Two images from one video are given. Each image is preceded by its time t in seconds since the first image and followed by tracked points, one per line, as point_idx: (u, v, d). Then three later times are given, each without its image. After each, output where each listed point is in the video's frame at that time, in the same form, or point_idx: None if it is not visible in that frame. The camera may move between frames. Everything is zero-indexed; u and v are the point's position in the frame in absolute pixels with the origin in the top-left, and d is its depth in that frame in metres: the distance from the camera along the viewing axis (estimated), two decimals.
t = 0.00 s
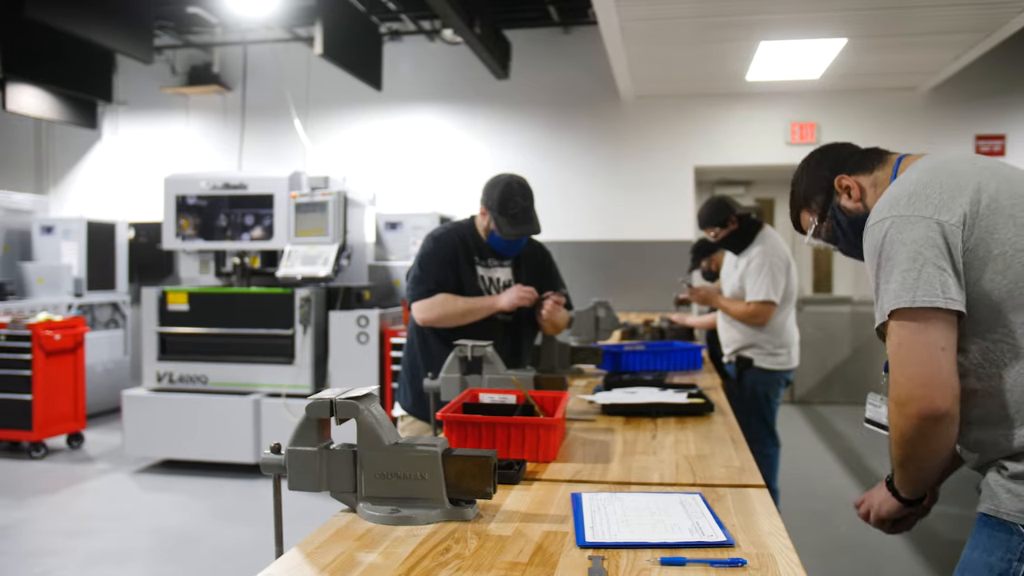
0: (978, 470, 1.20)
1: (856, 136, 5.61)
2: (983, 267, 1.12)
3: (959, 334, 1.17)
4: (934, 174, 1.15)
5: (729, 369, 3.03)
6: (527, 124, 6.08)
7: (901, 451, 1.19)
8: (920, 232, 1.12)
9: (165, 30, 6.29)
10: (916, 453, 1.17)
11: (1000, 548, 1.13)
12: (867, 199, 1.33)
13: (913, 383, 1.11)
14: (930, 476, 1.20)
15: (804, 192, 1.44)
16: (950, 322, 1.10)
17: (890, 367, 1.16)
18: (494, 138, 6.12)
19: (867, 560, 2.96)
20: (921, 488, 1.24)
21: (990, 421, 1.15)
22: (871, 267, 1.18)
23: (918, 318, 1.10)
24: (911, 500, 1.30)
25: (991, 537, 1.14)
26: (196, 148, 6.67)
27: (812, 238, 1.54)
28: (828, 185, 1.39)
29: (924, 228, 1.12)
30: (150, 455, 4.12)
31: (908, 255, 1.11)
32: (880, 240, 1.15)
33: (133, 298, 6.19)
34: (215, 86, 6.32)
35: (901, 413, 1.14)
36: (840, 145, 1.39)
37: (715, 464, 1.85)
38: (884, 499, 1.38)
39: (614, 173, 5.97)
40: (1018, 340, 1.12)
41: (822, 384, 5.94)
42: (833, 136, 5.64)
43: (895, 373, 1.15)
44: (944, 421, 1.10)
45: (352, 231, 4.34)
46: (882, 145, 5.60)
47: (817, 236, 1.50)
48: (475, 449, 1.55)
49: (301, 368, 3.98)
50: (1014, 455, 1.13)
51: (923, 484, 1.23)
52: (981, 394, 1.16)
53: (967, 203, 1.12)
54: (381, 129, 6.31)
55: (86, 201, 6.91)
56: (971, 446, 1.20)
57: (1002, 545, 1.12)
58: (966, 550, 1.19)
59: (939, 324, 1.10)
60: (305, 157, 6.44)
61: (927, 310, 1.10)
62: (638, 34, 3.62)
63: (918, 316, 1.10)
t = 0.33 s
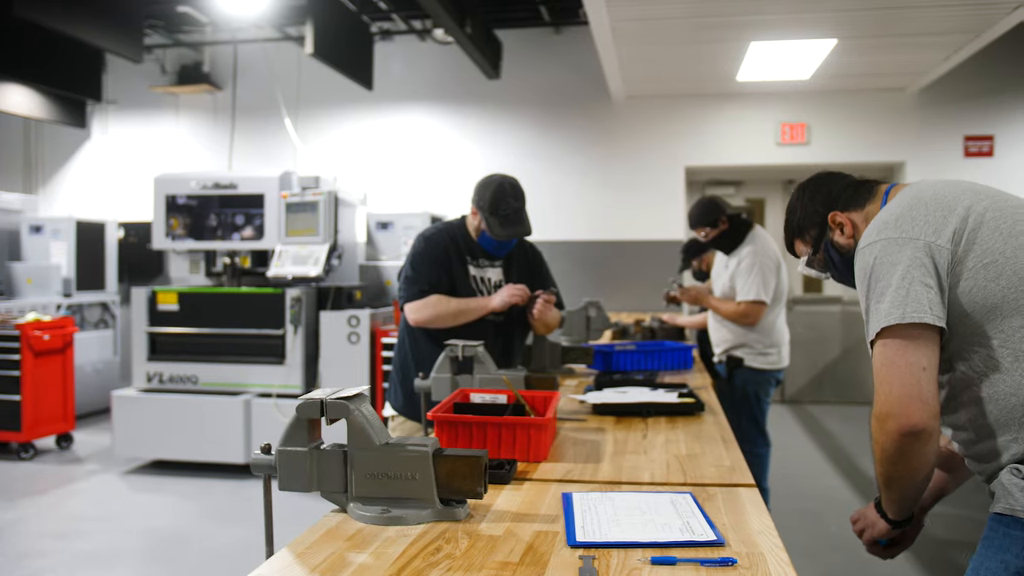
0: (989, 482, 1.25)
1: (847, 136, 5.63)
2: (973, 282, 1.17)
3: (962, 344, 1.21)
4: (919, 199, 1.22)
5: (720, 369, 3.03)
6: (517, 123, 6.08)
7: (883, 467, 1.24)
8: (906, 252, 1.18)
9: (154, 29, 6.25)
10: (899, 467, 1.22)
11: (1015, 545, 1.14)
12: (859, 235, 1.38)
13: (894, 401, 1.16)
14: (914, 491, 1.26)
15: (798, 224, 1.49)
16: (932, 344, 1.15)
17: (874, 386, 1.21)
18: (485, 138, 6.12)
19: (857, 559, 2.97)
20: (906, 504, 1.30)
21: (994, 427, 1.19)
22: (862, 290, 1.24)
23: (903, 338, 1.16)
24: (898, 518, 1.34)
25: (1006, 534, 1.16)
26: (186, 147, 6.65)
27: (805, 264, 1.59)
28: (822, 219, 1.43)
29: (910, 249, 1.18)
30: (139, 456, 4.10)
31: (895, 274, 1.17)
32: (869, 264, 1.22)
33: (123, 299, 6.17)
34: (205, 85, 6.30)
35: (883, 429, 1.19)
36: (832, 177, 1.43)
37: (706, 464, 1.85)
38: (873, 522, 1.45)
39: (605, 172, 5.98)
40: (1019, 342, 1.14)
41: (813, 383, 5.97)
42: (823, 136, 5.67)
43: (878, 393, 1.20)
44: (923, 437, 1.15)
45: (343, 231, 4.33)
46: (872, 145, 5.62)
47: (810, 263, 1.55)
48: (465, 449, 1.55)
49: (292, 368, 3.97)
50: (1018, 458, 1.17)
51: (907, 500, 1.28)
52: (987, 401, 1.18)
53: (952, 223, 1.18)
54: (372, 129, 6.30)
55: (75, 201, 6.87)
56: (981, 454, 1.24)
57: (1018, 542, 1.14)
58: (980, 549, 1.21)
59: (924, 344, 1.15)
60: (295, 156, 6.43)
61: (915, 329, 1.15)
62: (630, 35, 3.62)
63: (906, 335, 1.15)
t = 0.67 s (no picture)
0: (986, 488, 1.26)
1: (837, 136, 5.65)
2: (963, 292, 1.19)
3: (954, 353, 1.22)
4: (906, 213, 1.24)
5: (710, 369, 3.04)
6: (508, 124, 6.07)
7: (867, 483, 1.26)
8: (897, 267, 1.19)
9: (144, 28, 6.22)
10: (883, 482, 1.23)
11: (1014, 544, 1.15)
12: (850, 254, 1.40)
13: (887, 415, 1.17)
14: (894, 507, 1.28)
15: (789, 240, 1.49)
16: (926, 361, 1.17)
17: (865, 401, 1.22)
18: (476, 138, 6.12)
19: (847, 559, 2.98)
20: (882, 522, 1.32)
21: (992, 433, 1.20)
22: (855, 307, 1.24)
23: (900, 352, 1.17)
24: (871, 539, 1.36)
25: (1004, 532, 1.17)
26: (175, 147, 6.62)
27: (795, 277, 1.60)
28: (814, 237, 1.44)
29: (902, 264, 1.19)
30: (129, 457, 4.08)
31: (889, 290, 1.18)
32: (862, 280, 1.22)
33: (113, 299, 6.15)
34: (195, 85, 6.28)
35: (872, 442, 1.21)
36: (823, 192, 1.44)
37: (696, 463, 1.85)
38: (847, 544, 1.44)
39: (595, 173, 5.99)
40: (1011, 347, 1.16)
41: (803, 383, 5.99)
42: (813, 136, 5.69)
43: (869, 408, 1.21)
44: (912, 451, 1.17)
45: (333, 231, 4.32)
46: (862, 145, 5.65)
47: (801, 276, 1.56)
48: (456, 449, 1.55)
49: (282, 369, 3.96)
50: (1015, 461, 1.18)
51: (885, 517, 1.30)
52: (983, 407, 1.20)
53: (940, 236, 1.20)
54: (363, 130, 6.29)
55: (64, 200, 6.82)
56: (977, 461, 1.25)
57: (1017, 540, 1.15)
58: (978, 548, 1.22)
59: (919, 361, 1.16)
60: (285, 156, 6.41)
61: (911, 342, 1.16)
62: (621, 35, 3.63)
63: (902, 349, 1.16)
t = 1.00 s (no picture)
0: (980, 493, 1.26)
1: (827, 136, 5.67)
2: (950, 306, 1.20)
3: (944, 366, 1.24)
4: (892, 230, 1.25)
5: (701, 368, 3.04)
6: (500, 123, 6.07)
7: (834, 500, 1.25)
8: (884, 284, 1.21)
9: (133, 27, 6.19)
10: (851, 499, 1.23)
11: (1007, 543, 1.16)
12: (840, 259, 1.41)
13: (868, 428, 1.19)
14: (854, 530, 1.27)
15: (778, 245, 1.49)
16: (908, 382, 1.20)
17: (844, 416, 1.23)
18: (468, 138, 6.11)
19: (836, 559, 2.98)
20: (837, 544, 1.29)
21: (984, 442, 1.21)
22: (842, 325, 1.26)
23: (887, 370, 1.19)
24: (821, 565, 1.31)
25: (997, 532, 1.18)
26: (165, 146, 6.59)
27: (780, 282, 1.60)
28: (804, 242, 1.45)
29: (889, 282, 1.21)
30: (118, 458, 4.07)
31: (877, 307, 1.20)
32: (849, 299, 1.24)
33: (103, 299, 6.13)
34: (185, 84, 6.26)
35: (850, 456, 1.22)
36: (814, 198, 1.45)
37: (687, 463, 1.86)
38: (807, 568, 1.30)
39: (586, 173, 5.99)
40: (1000, 358, 1.17)
41: (792, 382, 6.01)
42: (804, 136, 5.70)
43: (848, 422, 1.22)
44: (889, 466, 1.19)
45: (324, 231, 4.31)
46: (852, 145, 5.67)
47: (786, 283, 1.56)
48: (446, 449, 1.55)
49: (273, 369, 3.95)
50: (1006, 465, 1.18)
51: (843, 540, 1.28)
52: (975, 416, 1.21)
53: (925, 252, 1.22)
54: (354, 129, 6.28)
55: (53, 200, 6.79)
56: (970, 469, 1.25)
57: (1010, 539, 1.15)
58: (971, 547, 1.22)
59: (903, 379, 1.19)
60: (276, 156, 6.39)
61: (899, 361, 1.18)
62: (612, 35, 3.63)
63: (889, 366, 1.18)
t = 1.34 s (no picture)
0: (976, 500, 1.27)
1: (818, 136, 5.69)
2: (929, 331, 1.22)
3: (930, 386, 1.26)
4: (868, 258, 1.27)
5: (692, 368, 3.05)
6: (491, 123, 6.08)
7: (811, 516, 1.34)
8: (861, 319, 1.23)
9: (123, 26, 6.17)
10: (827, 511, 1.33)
11: (1002, 542, 1.15)
12: (827, 270, 1.42)
13: (850, 451, 1.27)
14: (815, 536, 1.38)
15: (764, 255, 1.49)
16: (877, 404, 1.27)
17: (823, 442, 1.29)
18: (459, 138, 6.11)
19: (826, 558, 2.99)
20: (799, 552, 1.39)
21: (977, 456, 1.22)
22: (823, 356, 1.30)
23: (866, 403, 1.24)
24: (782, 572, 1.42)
25: (992, 532, 1.17)
26: (154, 146, 6.57)
27: (763, 292, 1.59)
28: (791, 253, 1.45)
29: (865, 314, 1.23)
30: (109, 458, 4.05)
31: (854, 342, 1.23)
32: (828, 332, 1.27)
33: (92, 299, 6.11)
34: (175, 83, 6.24)
35: (828, 477, 1.30)
36: (799, 209, 1.46)
37: (677, 463, 1.86)
38: None
39: (577, 172, 6.00)
40: (983, 379, 1.19)
41: (783, 382, 6.03)
42: (794, 136, 5.72)
43: (828, 447, 1.29)
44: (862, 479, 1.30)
45: (315, 230, 4.31)
46: (843, 145, 5.69)
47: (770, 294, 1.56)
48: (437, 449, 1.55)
49: (264, 369, 3.94)
50: (1002, 474, 1.19)
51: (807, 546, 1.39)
52: (966, 431, 1.22)
53: (902, 280, 1.23)
54: (345, 129, 6.28)
55: (42, 199, 6.77)
56: (964, 482, 1.27)
57: (1004, 538, 1.15)
58: (965, 546, 1.22)
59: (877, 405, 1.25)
60: (266, 156, 6.38)
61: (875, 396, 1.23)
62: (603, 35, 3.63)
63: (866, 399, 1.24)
